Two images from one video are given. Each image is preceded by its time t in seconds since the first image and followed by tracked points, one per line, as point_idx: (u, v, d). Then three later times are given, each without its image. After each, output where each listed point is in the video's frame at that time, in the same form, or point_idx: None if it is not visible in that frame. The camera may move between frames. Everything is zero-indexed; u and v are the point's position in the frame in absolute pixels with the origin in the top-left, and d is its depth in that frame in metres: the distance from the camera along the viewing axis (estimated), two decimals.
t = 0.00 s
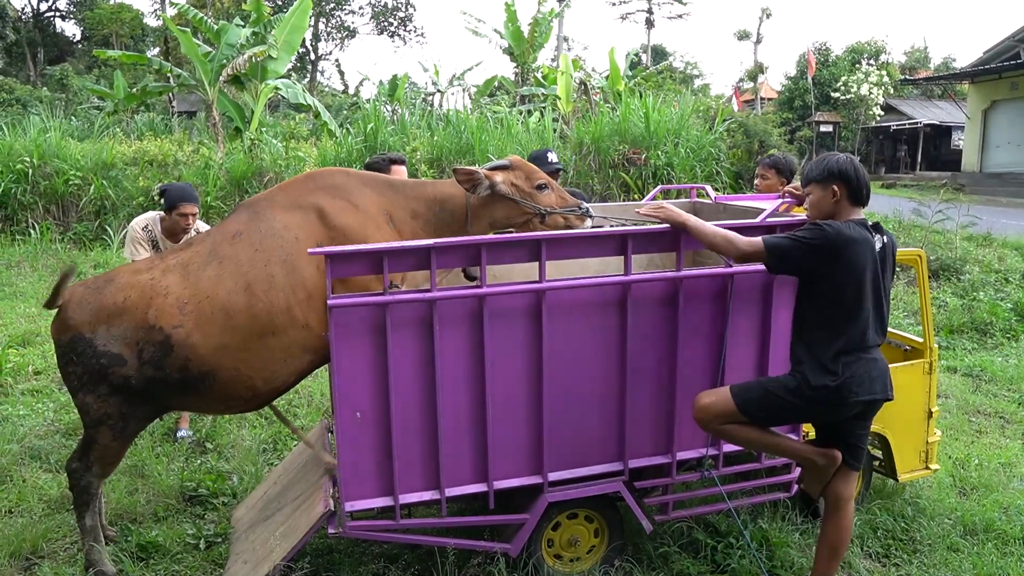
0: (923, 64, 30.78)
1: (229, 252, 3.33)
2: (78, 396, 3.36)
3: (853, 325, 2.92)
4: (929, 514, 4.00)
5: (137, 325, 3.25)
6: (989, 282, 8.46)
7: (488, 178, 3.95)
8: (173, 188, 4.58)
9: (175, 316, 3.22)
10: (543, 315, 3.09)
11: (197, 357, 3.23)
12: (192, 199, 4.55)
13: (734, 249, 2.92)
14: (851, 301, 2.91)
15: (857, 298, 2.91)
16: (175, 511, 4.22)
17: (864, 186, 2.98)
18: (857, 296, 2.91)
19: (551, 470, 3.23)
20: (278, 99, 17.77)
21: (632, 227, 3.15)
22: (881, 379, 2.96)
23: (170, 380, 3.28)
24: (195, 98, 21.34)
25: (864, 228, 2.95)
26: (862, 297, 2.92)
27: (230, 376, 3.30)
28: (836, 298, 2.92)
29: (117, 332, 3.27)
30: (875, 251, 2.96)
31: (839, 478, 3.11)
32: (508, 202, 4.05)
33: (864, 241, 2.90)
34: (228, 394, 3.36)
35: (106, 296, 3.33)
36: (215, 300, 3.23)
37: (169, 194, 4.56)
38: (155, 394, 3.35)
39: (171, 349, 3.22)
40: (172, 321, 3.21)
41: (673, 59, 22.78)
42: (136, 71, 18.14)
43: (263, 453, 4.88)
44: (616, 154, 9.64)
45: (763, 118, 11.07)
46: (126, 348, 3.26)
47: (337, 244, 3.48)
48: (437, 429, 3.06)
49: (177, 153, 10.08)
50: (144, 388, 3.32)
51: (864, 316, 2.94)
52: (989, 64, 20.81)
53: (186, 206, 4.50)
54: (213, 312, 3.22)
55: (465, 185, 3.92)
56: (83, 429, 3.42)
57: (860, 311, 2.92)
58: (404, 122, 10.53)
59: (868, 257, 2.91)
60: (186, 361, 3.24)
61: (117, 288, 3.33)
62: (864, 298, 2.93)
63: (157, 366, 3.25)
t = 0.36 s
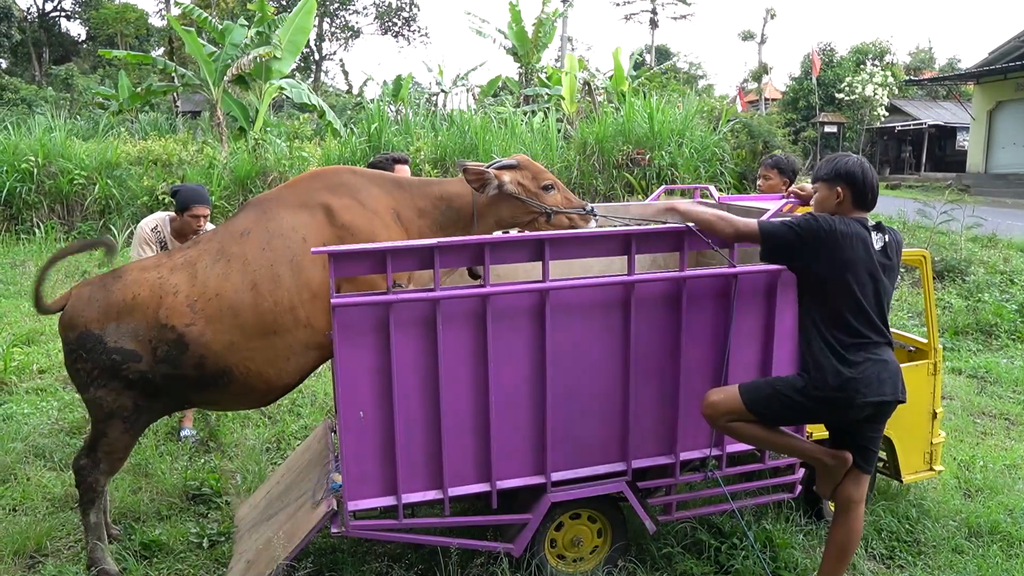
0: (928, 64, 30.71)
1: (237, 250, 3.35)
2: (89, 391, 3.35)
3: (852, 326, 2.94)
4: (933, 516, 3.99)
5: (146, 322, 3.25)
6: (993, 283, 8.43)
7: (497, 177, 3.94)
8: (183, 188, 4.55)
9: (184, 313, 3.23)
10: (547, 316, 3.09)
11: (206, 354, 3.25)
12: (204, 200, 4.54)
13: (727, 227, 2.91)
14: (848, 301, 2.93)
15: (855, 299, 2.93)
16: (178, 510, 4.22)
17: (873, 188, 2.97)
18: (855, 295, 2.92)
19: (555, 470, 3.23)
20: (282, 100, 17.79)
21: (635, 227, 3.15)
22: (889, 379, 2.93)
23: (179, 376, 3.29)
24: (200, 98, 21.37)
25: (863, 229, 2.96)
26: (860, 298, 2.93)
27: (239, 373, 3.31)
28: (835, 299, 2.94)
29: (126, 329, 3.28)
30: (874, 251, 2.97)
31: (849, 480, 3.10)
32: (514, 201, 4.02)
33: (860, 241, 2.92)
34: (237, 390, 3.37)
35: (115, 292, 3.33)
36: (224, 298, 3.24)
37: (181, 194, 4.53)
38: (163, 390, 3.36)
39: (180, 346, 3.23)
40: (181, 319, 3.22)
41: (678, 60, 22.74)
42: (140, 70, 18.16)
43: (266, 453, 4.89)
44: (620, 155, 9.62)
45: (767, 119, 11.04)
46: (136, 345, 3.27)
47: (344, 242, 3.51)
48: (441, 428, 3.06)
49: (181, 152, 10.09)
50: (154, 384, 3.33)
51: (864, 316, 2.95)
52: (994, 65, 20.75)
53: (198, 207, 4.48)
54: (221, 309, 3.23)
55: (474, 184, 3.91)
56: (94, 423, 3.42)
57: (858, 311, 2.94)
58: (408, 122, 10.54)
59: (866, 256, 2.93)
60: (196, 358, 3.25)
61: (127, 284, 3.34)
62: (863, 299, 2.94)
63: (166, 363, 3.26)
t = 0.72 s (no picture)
0: (935, 64, 30.59)
1: (248, 247, 3.35)
2: (95, 390, 3.35)
3: (860, 325, 2.93)
4: (941, 518, 3.97)
5: (158, 318, 3.26)
6: (1001, 284, 8.38)
7: (509, 181, 3.91)
8: (190, 196, 4.51)
9: (195, 309, 3.23)
10: (552, 315, 3.08)
11: (217, 349, 3.25)
12: (209, 210, 4.48)
13: (734, 220, 2.95)
14: (856, 300, 2.93)
15: (862, 298, 2.92)
16: (185, 510, 4.22)
17: (885, 190, 2.97)
18: (862, 295, 2.92)
19: (562, 469, 3.22)
20: (288, 100, 17.83)
21: (641, 226, 3.14)
22: (896, 379, 2.93)
23: (190, 372, 3.30)
24: (206, 99, 21.42)
25: (869, 227, 2.96)
26: (868, 297, 2.93)
27: (249, 369, 3.32)
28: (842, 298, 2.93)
29: (137, 325, 3.28)
30: (881, 249, 2.97)
31: (858, 481, 3.07)
32: (524, 203, 4.01)
33: (866, 239, 2.92)
34: (248, 386, 3.38)
35: (126, 288, 3.33)
36: (235, 294, 3.24)
37: (187, 202, 4.49)
38: (173, 385, 3.37)
39: (192, 341, 3.23)
40: (192, 314, 3.23)
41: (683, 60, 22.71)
42: (147, 71, 18.21)
43: (272, 453, 4.90)
44: (625, 155, 9.61)
45: (773, 119, 11.01)
46: (147, 341, 3.27)
47: (354, 240, 3.51)
48: (447, 427, 3.05)
49: (188, 152, 10.09)
50: (164, 380, 3.33)
51: (872, 316, 2.94)
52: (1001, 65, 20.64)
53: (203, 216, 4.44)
54: (233, 305, 3.24)
55: (486, 189, 3.88)
56: (100, 423, 3.43)
57: (866, 311, 2.93)
58: (413, 122, 10.54)
59: (871, 255, 2.93)
60: (206, 353, 3.25)
61: (138, 280, 3.34)
62: (871, 298, 2.93)
63: (177, 358, 3.26)
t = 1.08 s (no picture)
0: (942, 62, 30.45)
1: (261, 246, 3.36)
2: (107, 389, 3.37)
3: (862, 321, 2.92)
4: (950, 517, 3.95)
5: (173, 317, 3.27)
6: (1010, 283, 8.34)
7: (521, 184, 3.88)
8: (189, 216, 4.41)
9: (210, 307, 3.24)
10: (560, 314, 3.08)
11: (232, 347, 3.26)
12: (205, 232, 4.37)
13: (744, 197, 2.94)
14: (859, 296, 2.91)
15: (866, 294, 2.91)
16: (193, 509, 4.24)
17: (902, 189, 2.95)
18: (865, 290, 2.91)
19: (571, 468, 3.22)
20: (293, 100, 17.87)
21: (649, 224, 3.13)
22: (896, 378, 2.92)
23: (205, 369, 3.31)
24: (212, 99, 21.49)
25: (876, 223, 2.95)
26: (871, 293, 2.91)
27: (264, 367, 3.33)
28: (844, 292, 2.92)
29: (152, 324, 3.29)
30: (886, 245, 2.96)
31: (855, 478, 3.07)
32: (535, 206, 3.98)
33: (872, 234, 2.91)
34: (263, 384, 3.39)
35: (140, 288, 3.34)
36: (250, 292, 3.26)
37: (186, 222, 4.39)
38: (187, 383, 3.37)
39: (207, 340, 3.24)
40: (207, 313, 3.24)
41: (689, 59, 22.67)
42: (153, 71, 18.27)
43: (280, 452, 4.91)
44: (631, 154, 9.60)
45: (779, 118, 10.97)
46: (162, 340, 3.28)
47: (366, 239, 3.52)
48: (454, 426, 3.05)
49: (195, 152, 10.09)
50: (179, 378, 3.34)
51: (874, 312, 2.93)
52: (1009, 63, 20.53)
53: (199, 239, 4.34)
54: (248, 303, 3.25)
55: (499, 193, 3.84)
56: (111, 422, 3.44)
57: (870, 306, 2.92)
58: (419, 122, 10.54)
59: (876, 250, 2.92)
60: (222, 351, 3.26)
61: (152, 279, 3.35)
62: (874, 294, 2.92)
63: (192, 357, 3.27)
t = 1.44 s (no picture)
0: (949, 64, 30.35)
1: (269, 245, 3.37)
2: (115, 388, 3.38)
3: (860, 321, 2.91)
4: (957, 521, 3.93)
5: (181, 316, 3.28)
6: (1017, 286, 8.30)
7: (528, 185, 3.86)
8: (203, 221, 4.46)
9: (217, 306, 3.25)
10: (565, 315, 3.08)
11: (239, 346, 3.27)
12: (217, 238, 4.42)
13: (751, 207, 2.94)
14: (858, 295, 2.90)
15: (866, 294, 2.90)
16: (198, 509, 4.25)
17: (911, 191, 2.94)
18: (864, 290, 2.89)
19: (576, 470, 3.22)
20: (299, 101, 17.91)
21: (655, 227, 3.13)
22: (891, 381, 2.90)
23: (213, 368, 3.32)
24: (218, 100, 21.55)
25: (882, 224, 2.93)
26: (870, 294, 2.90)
27: (270, 367, 3.33)
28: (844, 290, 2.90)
29: (160, 323, 3.30)
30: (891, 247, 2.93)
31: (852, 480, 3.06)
32: (542, 207, 3.96)
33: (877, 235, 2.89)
34: (269, 384, 3.39)
35: (149, 287, 3.35)
36: (258, 291, 3.26)
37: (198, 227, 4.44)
38: (194, 382, 3.38)
39: (215, 339, 3.25)
40: (215, 312, 3.24)
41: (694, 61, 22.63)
42: (160, 72, 18.32)
43: (285, 452, 4.92)
44: (636, 155, 9.59)
45: (785, 120, 10.94)
46: (171, 339, 3.29)
47: (373, 239, 3.52)
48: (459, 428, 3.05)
49: (201, 152, 10.12)
50: (187, 377, 3.35)
51: (873, 314, 2.91)
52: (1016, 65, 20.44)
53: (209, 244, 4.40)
54: (255, 302, 3.26)
55: (506, 194, 3.83)
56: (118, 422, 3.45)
57: (868, 306, 2.91)
58: (424, 123, 10.54)
59: (880, 251, 2.90)
60: (229, 350, 3.27)
61: (160, 279, 3.36)
62: (873, 295, 2.90)
63: (200, 355, 3.28)
